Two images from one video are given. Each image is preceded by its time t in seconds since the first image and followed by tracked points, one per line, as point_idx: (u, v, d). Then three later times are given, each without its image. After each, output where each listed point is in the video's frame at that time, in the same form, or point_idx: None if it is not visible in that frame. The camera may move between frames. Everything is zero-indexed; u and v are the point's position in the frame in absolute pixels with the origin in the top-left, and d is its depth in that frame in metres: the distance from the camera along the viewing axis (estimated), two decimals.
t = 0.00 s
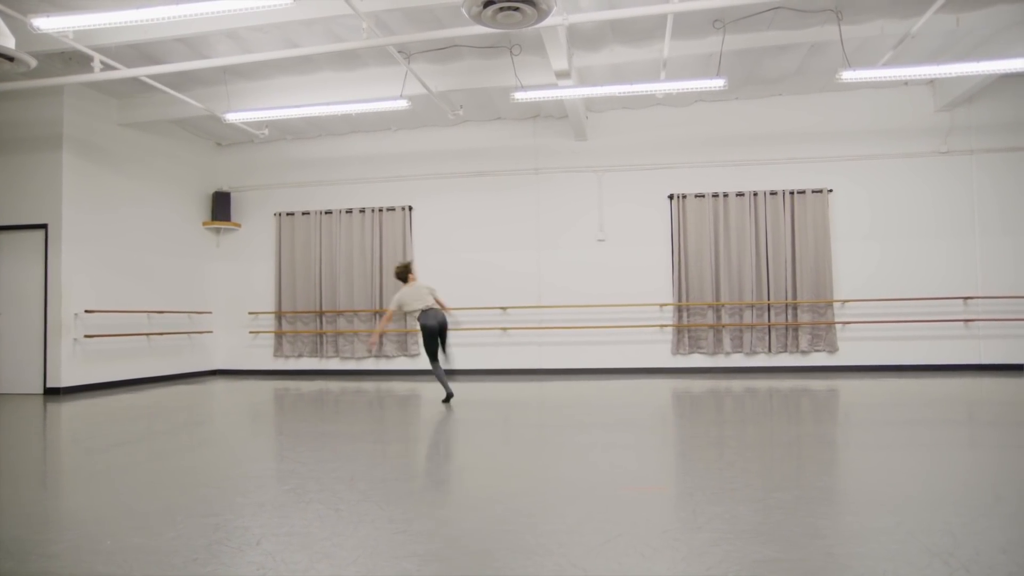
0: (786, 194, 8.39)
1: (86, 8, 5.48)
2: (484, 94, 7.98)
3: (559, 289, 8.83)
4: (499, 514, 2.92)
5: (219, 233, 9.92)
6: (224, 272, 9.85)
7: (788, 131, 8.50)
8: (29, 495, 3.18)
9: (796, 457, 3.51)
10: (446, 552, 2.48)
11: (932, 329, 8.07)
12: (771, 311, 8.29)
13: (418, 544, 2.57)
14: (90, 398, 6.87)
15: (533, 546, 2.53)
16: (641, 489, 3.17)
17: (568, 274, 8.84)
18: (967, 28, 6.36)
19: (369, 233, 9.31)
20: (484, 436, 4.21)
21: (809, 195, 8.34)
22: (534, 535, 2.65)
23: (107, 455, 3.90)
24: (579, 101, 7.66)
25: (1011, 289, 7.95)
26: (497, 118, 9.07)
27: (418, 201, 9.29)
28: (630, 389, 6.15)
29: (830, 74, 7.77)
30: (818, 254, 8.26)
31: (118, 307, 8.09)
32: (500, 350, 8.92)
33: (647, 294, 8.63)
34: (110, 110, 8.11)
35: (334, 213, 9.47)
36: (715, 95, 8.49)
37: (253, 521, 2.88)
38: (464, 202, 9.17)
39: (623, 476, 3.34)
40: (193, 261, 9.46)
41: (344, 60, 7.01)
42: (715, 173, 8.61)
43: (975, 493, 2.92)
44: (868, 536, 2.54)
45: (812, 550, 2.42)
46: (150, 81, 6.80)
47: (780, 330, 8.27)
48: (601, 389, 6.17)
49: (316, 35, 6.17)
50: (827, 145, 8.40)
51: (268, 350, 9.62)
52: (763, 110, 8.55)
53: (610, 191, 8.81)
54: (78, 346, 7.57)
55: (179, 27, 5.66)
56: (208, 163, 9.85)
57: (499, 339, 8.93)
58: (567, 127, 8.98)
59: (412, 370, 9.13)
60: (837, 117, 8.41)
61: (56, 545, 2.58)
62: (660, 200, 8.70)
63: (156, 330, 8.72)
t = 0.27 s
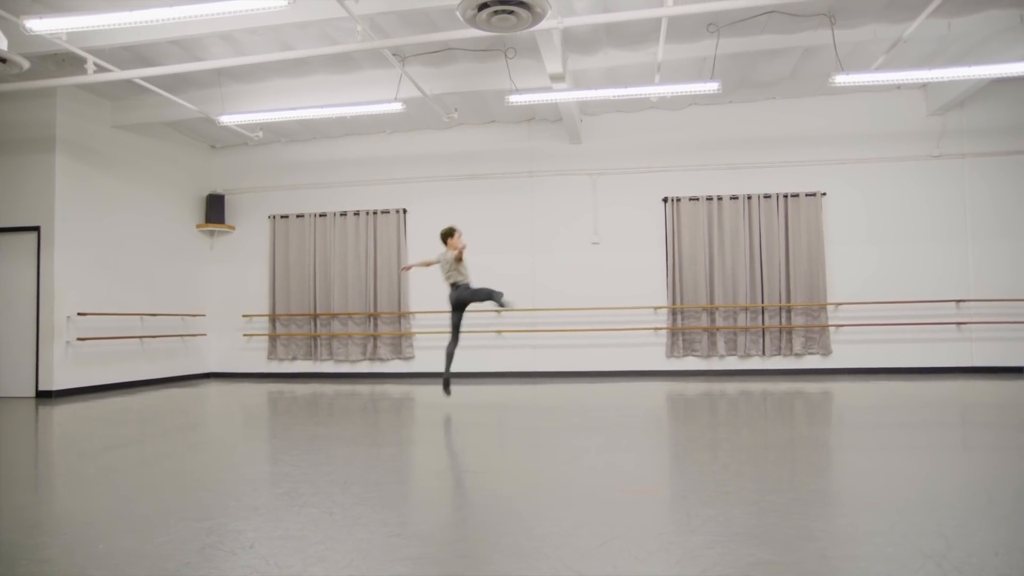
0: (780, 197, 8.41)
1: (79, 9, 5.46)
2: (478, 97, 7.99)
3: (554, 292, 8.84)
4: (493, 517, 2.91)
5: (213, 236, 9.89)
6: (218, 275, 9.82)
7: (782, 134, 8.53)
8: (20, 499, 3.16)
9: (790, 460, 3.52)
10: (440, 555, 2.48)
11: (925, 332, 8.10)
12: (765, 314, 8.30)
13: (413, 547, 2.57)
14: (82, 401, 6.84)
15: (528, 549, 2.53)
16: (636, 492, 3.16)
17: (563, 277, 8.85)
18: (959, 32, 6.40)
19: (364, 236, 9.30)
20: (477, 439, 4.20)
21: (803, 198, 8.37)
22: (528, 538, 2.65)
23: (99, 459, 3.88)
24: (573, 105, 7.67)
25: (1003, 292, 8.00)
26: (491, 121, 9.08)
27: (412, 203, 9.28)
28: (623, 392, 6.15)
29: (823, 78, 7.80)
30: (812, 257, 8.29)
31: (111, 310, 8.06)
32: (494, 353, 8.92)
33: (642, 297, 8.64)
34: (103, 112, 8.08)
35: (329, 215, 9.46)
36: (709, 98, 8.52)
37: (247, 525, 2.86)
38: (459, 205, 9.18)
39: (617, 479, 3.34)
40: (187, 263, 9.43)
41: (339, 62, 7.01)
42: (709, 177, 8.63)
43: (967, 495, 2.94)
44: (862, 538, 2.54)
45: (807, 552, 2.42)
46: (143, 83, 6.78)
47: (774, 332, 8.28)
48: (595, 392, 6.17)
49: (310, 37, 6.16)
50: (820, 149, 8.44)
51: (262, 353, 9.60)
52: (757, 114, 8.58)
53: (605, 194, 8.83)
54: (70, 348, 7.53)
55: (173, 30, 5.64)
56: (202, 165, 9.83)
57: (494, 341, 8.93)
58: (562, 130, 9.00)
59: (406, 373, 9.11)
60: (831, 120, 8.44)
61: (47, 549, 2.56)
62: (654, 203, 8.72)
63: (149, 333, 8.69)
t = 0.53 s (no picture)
0: (772, 199, 8.44)
1: (71, 9, 5.44)
2: (472, 99, 7.99)
3: (548, 294, 8.84)
4: (486, 519, 2.91)
5: (206, 237, 9.86)
6: (212, 276, 9.79)
7: (775, 137, 8.55)
8: (9, 502, 3.14)
9: (782, 461, 3.53)
10: (433, 558, 2.47)
11: (917, 333, 8.14)
12: (757, 316, 8.32)
13: (406, 549, 2.56)
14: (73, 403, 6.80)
15: (521, 551, 2.52)
16: (629, 494, 3.16)
17: (557, 279, 8.85)
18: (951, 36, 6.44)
19: (357, 237, 9.28)
20: (470, 441, 4.20)
21: (795, 200, 8.40)
22: (522, 540, 2.64)
23: (90, 461, 3.86)
24: (567, 106, 7.68)
25: (994, 294, 8.04)
26: (485, 123, 9.09)
27: (406, 205, 9.27)
28: (616, 394, 6.15)
29: (816, 80, 7.83)
30: (804, 258, 8.32)
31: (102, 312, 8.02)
32: (488, 355, 8.91)
33: (636, 299, 8.65)
34: (96, 113, 8.05)
35: (322, 217, 9.44)
36: (702, 101, 8.54)
37: (239, 527, 2.85)
38: (453, 206, 9.17)
39: (610, 481, 3.34)
40: (179, 265, 9.40)
41: (333, 64, 7.00)
42: (702, 179, 8.65)
43: (958, 496, 2.95)
44: (855, 540, 2.55)
45: (800, 554, 2.42)
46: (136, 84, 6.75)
47: (767, 334, 8.30)
48: (588, 394, 6.17)
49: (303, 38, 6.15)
50: (813, 151, 8.46)
51: (254, 354, 9.57)
52: (751, 116, 8.61)
53: (599, 196, 8.84)
54: (61, 350, 7.49)
55: (166, 30, 5.62)
56: (195, 166, 9.80)
57: (488, 343, 8.93)
58: (555, 132, 9.00)
59: (399, 375, 9.10)
60: (824, 123, 8.47)
61: (37, 552, 2.54)
62: (648, 205, 8.73)
63: (142, 334, 8.65)
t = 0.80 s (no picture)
0: (763, 201, 8.48)
1: (60, 8, 5.40)
2: (463, 100, 8.00)
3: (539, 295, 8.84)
4: (476, 520, 2.90)
5: (196, 238, 9.82)
6: (202, 276, 9.75)
7: (765, 139, 8.59)
8: None
9: (770, 462, 3.55)
10: (423, 559, 2.47)
11: (906, 334, 8.18)
12: (748, 317, 8.36)
13: (396, 551, 2.55)
14: (61, 405, 6.75)
15: (511, 552, 2.52)
16: (619, 495, 3.17)
17: (548, 280, 8.86)
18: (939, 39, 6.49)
19: (348, 238, 9.26)
20: (460, 442, 4.19)
21: (786, 202, 8.44)
22: (511, 541, 2.64)
23: (77, 464, 3.84)
24: (558, 107, 7.69)
25: (982, 295, 8.10)
26: (476, 124, 9.08)
27: (397, 206, 9.26)
28: (605, 395, 6.16)
29: (806, 82, 7.87)
30: (794, 260, 8.36)
31: (90, 313, 7.97)
32: (479, 356, 8.90)
33: (627, 300, 8.67)
34: (85, 113, 8.00)
35: (313, 218, 9.42)
36: (693, 103, 8.57)
37: (228, 529, 2.84)
38: (444, 207, 9.16)
39: (601, 482, 3.34)
40: (169, 266, 9.35)
41: (324, 64, 6.98)
42: (693, 180, 8.68)
43: (944, 495, 2.97)
44: (843, 540, 2.56)
45: (789, 553, 2.43)
46: (125, 84, 6.72)
47: (757, 335, 8.34)
48: (578, 395, 6.18)
49: (294, 38, 6.14)
50: (803, 153, 8.51)
51: (245, 355, 9.53)
52: (741, 118, 8.65)
53: (590, 197, 8.85)
54: (49, 352, 7.44)
55: (155, 30, 5.60)
56: (185, 166, 9.75)
57: (479, 344, 8.92)
58: (547, 133, 9.01)
59: (390, 376, 9.08)
60: (814, 125, 8.52)
61: (22, 555, 2.52)
62: (639, 206, 8.75)
63: (131, 335, 8.60)
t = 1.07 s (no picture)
0: (754, 202, 8.50)
1: (49, 6, 5.37)
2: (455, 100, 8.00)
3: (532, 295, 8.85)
4: (467, 521, 2.90)
5: (187, 238, 9.78)
6: (194, 277, 9.71)
7: (757, 140, 8.62)
8: None
9: (760, 462, 3.56)
10: (415, 560, 2.46)
11: (897, 335, 8.22)
12: (739, 318, 8.38)
13: (388, 552, 2.55)
14: (50, 406, 6.71)
15: (503, 553, 2.52)
16: (611, 495, 3.17)
17: (541, 281, 8.86)
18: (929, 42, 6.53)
19: (340, 238, 9.24)
20: (450, 442, 4.19)
21: (777, 203, 8.47)
22: (503, 542, 2.64)
23: (66, 465, 3.81)
24: (550, 108, 7.69)
25: (972, 296, 8.15)
26: (468, 124, 9.08)
27: (389, 206, 9.25)
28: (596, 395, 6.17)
29: (797, 84, 7.90)
30: (785, 261, 8.39)
31: (80, 313, 7.92)
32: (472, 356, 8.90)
33: (619, 301, 8.68)
34: (75, 112, 7.96)
35: (304, 218, 9.39)
36: (685, 104, 8.59)
37: (219, 530, 2.83)
38: (436, 208, 9.16)
39: (592, 482, 3.35)
40: (160, 266, 9.31)
41: (316, 64, 6.97)
42: (685, 181, 8.70)
43: (933, 495, 2.99)
44: (833, 539, 2.57)
45: (780, 553, 2.44)
46: (115, 83, 6.69)
47: (749, 336, 8.36)
48: (569, 396, 6.18)
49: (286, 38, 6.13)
50: (795, 154, 8.54)
51: (236, 355, 9.50)
52: (733, 119, 8.67)
53: (582, 198, 8.86)
54: (39, 352, 7.39)
55: (146, 29, 5.57)
56: (176, 166, 9.71)
57: (471, 345, 8.92)
58: (539, 134, 9.02)
59: (382, 377, 9.07)
60: (805, 127, 8.55)
61: (10, 557, 2.50)
62: (631, 207, 8.76)
63: (121, 336, 8.56)
